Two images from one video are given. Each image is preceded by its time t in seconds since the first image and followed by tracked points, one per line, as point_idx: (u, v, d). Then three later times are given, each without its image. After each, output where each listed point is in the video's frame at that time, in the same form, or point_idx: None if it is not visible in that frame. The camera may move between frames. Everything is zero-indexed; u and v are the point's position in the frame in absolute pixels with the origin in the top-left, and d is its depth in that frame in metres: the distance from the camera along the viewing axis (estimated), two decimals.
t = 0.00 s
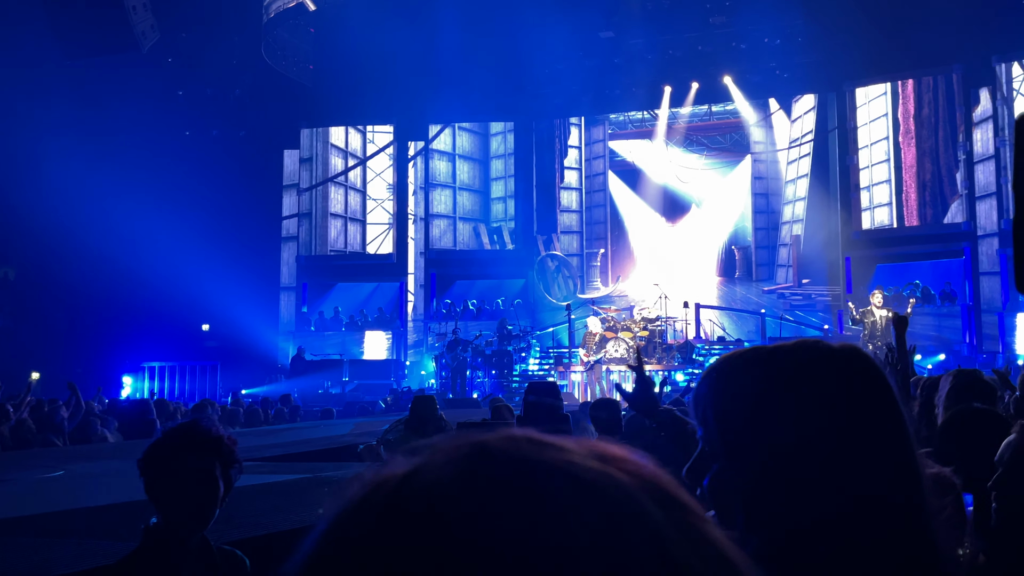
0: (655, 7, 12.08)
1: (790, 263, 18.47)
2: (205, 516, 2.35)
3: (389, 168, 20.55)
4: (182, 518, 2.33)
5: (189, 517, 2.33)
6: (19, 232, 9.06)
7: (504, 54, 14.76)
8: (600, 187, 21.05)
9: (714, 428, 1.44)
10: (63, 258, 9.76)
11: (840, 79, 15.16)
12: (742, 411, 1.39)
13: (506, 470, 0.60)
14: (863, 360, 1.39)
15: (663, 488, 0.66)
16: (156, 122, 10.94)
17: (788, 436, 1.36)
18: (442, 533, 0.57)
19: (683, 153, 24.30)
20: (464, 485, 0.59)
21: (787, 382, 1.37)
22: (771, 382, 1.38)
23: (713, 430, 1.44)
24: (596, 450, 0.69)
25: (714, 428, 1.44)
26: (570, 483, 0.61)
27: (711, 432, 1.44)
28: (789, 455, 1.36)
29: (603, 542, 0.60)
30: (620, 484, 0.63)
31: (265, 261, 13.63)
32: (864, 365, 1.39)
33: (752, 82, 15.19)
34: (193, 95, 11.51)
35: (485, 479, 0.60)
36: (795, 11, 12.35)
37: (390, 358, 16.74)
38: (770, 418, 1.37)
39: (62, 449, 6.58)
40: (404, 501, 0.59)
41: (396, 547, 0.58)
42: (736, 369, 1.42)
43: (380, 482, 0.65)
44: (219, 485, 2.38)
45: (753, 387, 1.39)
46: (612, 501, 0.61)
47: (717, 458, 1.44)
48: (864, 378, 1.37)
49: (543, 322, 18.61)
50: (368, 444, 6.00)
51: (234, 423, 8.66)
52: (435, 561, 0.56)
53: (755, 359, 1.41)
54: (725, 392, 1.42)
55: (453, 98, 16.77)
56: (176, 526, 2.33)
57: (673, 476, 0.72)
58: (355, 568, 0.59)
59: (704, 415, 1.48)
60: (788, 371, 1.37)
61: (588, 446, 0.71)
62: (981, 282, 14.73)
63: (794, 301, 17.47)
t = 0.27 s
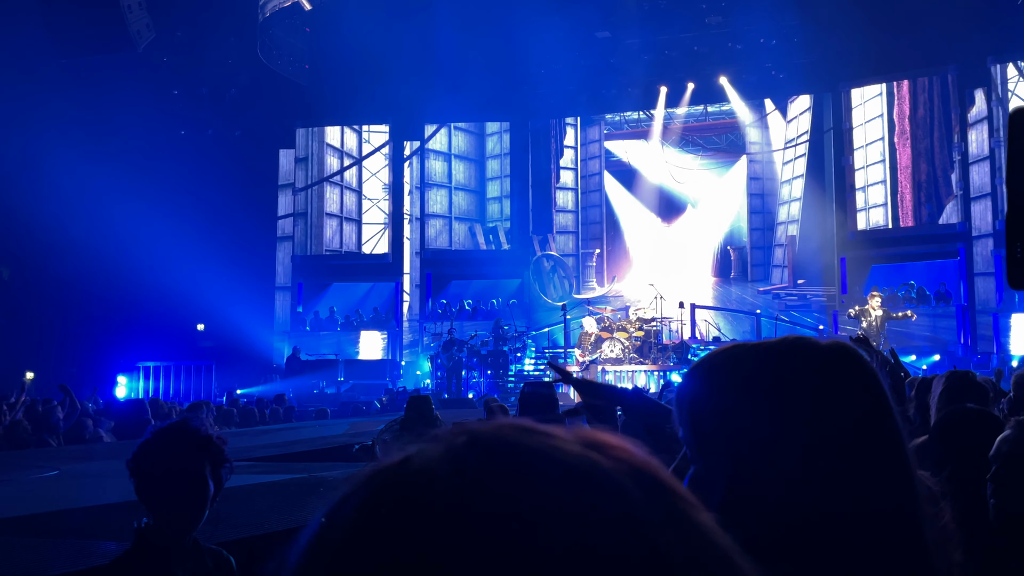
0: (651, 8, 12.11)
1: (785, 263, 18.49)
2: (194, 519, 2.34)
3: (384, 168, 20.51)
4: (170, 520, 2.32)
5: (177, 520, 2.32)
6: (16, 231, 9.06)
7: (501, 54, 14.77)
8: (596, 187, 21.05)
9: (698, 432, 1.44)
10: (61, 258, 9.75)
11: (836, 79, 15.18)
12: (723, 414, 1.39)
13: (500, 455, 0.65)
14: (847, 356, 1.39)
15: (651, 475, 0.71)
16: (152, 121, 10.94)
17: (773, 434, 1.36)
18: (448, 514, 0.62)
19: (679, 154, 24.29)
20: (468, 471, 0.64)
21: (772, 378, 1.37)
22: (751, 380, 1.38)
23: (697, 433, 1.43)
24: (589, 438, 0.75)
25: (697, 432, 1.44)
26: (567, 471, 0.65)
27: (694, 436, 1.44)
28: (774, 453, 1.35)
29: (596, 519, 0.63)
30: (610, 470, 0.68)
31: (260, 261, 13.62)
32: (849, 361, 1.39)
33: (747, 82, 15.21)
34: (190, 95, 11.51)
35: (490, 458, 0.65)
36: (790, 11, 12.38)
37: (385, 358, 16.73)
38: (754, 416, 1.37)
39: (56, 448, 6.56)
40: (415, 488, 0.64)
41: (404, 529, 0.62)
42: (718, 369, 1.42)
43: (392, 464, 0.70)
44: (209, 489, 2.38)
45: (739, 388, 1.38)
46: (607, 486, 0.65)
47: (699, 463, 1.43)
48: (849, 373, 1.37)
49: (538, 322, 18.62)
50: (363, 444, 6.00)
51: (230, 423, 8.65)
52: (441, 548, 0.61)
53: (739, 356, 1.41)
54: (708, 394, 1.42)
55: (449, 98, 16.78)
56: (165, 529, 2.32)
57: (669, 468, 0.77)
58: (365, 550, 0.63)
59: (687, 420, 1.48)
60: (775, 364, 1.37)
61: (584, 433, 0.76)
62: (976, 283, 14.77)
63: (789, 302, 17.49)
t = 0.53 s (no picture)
0: (646, 8, 12.12)
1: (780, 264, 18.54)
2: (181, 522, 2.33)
3: (380, 168, 20.51)
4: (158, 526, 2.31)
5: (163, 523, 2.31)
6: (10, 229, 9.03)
7: (496, 54, 14.76)
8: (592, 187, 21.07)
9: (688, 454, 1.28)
10: (57, 259, 9.70)
11: (831, 80, 15.20)
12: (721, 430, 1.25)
13: (452, 473, 0.63)
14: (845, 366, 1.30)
15: (585, 479, 0.69)
16: (146, 121, 10.91)
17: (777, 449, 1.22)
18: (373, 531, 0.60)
19: (674, 154, 24.33)
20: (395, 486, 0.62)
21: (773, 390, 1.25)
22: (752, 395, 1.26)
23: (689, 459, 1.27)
24: (527, 442, 0.72)
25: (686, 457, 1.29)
26: (493, 483, 0.63)
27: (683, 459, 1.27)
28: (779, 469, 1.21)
29: (524, 531, 0.62)
30: (537, 481, 0.65)
31: (255, 261, 13.60)
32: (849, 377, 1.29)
33: (743, 83, 15.22)
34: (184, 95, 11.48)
35: (424, 476, 0.63)
36: (786, 12, 12.40)
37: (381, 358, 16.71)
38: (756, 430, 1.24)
39: (50, 448, 6.54)
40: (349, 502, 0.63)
41: (331, 550, 0.61)
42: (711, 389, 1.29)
43: (334, 477, 0.68)
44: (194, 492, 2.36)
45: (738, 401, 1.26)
46: (531, 496, 0.64)
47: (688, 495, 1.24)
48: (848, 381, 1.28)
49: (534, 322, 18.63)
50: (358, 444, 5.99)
51: (225, 423, 8.63)
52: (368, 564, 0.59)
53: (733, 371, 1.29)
54: (704, 410, 1.28)
55: (445, 98, 16.79)
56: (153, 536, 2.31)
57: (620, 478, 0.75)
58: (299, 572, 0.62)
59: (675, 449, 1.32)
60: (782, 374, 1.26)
61: (524, 439, 0.73)
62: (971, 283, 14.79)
63: (784, 302, 17.53)
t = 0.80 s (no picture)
0: (642, 9, 12.14)
1: (777, 264, 18.54)
2: (180, 520, 2.33)
3: (377, 168, 20.48)
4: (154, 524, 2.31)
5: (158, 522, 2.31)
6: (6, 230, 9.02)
7: (493, 54, 14.77)
8: (589, 187, 21.05)
9: (694, 448, 1.46)
10: (55, 260, 9.71)
11: (827, 81, 15.22)
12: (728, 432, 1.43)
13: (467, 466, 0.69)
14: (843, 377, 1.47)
15: (584, 469, 0.74)
16: (142, 121, 10.90)
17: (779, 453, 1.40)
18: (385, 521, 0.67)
19: (671, 155, 24.31)
20: (410, 478, 0.69)
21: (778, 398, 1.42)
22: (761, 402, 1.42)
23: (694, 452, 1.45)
24: (538, 433, 0.78)
25: (694, 450, 1.46)
26: (498, 473, 0.69)
27: (690, 454, 1.46)
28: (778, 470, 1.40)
29: (522, 518, 0.68)
30: (547, 470, 0.71)
31: (251, 261, 13.60)
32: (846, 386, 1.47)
33: (739, 83, 15.22)
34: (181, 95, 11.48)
35: (440, 471, 0.68)
36: (782, 13, 12.41)
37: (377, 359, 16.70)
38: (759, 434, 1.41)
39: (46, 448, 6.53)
40: (371, 490, 0.69)
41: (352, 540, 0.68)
42: (719, 388, 1.46)
43: (362, 464, 0.74)
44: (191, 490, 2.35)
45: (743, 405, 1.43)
46: (532, 484, 0.69)
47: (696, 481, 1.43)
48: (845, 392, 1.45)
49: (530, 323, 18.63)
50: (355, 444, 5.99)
51: (221, 423, 8.63)
52: (384, 553, 0.66)
53: (741, 370, 1.46)
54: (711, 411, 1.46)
55: (441, 97, 16.77)
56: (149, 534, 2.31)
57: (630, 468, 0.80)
58: (321, 560, 0.68)
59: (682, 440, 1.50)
60: (776, 384, 1.43)
61: (538, 429, 0.79)
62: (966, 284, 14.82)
63: (780, 302, 17.54)
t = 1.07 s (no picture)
0: (640, 9, 12.14)
1: (774, 265, 18.54)
2: (181, 520, 2.34)
3: (374, 169, 20.48)
4: (157, 523, 2.32)
5: (160, 522, 2.32)
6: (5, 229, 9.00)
7: (491, 54, 14.76)
8: (587, 188, 21.02)
9: (696, 438, 1.58)
10: (55, 259, 9.71)
11: (824, 81, 15.25)
12: (726, 420, 1.55)
13: (509, 461, 0.71)
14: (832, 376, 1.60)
15: (618, 462, 0.76)
16: (139, 121, 10.89)
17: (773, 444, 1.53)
18: (436, 513, 0.68)
19: (668, 155, 24.34)
20: (454, 468, 0.71)
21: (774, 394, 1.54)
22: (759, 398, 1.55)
23: (695, 442, 1.58)
24: (575, 432, 0.80)
25: (696, 439, 1.58)
26: (538, 463, 0.71)
27: (690, 444, 1.58)
28: (773, 459, 1.52)
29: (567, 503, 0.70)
30: (589, 471, 0.73)
31: (248, 260, 13.60)
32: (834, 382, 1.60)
33: (736, 84, 15.24)
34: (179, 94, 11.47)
35: (483, 465, 0.70)
36: (779, 14, 12.43)
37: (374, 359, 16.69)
38: (755, 424, 1.54)
39: (43, 447, 6.52)
40: (413, 481, 0.71)
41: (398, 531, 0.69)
42: (718, 381, 1.59)
43: (402, 460, 0.76)
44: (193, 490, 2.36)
45: (743, 398, 1.55)
46: (574, 480, 0.71)
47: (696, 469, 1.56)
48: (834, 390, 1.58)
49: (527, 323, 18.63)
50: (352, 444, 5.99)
51: (218, 423, 8.64)
52: (429, 538, 0.67)
53: (739, 366, 1.59)
54: (712, 404, 1.58)
55: (439, 97, 16.77)
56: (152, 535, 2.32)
57: (657, 468, 0.82)
58: (360, 556, 0.69)
59: (683, 431, 1.63)
60: (767, 379, 1.55)
61: (572, 428, 0.82)
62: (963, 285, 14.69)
63: (778, 303, 17.53)
